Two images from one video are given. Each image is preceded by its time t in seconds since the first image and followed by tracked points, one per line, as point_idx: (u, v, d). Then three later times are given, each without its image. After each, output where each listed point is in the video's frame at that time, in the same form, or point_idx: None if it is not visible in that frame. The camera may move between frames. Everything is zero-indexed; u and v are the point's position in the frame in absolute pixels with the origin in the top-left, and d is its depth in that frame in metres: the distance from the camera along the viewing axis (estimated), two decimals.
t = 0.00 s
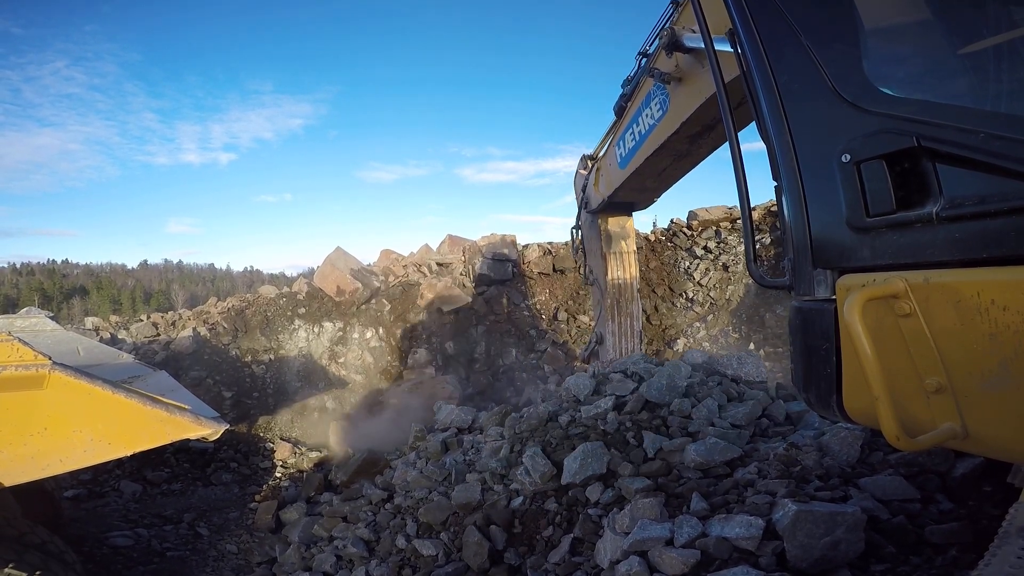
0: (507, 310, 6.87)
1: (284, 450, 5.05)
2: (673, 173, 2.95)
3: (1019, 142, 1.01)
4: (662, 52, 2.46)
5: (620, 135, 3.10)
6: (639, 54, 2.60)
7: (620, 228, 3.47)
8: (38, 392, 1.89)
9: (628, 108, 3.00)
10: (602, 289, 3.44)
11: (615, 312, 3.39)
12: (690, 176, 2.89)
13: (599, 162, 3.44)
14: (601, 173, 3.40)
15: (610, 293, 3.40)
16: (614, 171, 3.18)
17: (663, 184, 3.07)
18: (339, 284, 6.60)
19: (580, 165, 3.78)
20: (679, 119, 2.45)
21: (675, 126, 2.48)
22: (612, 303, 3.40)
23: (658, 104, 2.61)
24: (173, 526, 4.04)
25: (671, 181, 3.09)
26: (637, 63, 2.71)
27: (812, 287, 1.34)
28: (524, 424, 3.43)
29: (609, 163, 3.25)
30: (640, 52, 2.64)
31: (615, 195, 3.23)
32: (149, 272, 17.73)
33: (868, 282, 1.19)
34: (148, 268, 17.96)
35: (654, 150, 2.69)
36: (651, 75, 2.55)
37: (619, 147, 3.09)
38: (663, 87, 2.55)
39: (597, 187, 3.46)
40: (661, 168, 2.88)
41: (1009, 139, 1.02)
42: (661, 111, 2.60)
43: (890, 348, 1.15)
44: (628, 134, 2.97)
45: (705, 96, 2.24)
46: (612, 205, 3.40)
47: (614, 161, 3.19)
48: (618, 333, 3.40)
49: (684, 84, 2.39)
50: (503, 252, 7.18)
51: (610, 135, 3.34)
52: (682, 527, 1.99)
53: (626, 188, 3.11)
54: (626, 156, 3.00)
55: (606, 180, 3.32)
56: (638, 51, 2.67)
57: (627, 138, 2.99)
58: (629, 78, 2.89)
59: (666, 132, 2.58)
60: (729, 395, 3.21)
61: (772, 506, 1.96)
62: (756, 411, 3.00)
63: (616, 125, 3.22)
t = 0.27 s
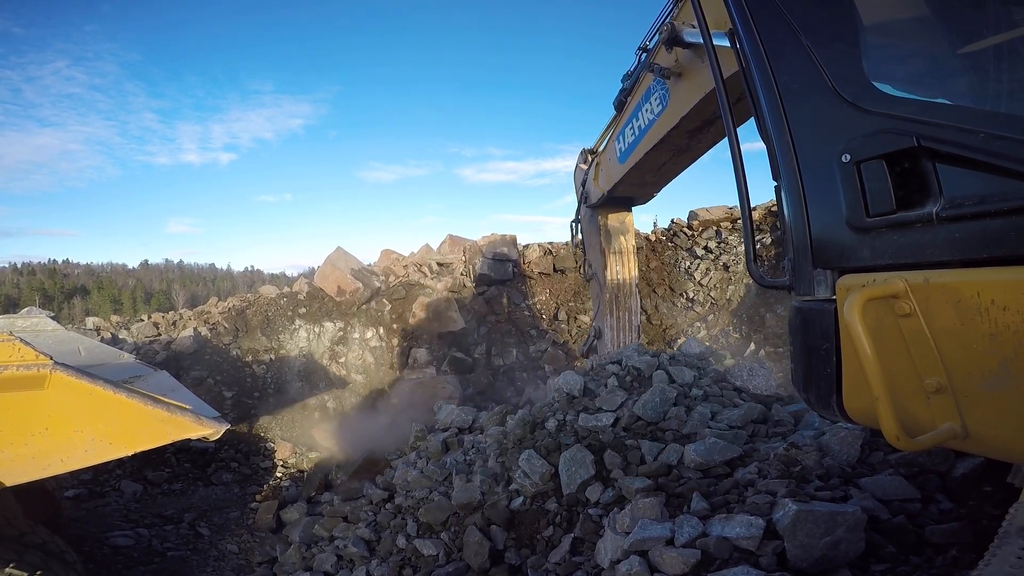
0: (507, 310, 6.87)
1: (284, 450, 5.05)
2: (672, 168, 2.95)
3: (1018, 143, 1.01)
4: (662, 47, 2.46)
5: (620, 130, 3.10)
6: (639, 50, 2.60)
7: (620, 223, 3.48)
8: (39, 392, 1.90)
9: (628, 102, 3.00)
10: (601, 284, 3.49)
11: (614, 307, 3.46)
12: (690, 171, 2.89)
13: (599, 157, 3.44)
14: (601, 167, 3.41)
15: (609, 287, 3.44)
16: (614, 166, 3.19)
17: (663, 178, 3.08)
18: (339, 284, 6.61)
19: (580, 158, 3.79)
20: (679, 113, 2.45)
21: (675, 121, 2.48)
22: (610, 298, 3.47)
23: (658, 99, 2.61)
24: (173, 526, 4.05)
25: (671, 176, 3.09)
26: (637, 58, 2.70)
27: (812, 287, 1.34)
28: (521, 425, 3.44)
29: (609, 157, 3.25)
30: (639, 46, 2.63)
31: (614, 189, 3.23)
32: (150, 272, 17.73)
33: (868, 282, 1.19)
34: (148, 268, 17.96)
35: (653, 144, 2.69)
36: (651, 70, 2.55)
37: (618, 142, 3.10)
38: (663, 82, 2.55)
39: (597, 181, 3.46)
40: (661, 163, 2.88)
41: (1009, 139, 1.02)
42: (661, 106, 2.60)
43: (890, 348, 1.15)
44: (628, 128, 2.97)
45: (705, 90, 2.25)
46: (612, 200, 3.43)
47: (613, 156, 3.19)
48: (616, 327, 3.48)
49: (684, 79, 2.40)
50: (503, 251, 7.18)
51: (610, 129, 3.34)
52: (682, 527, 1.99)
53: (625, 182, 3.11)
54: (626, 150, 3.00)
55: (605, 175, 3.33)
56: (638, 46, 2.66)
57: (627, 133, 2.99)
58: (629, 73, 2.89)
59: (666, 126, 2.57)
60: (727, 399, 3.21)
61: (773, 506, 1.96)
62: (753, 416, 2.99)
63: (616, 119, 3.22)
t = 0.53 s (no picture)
0: (507, 310, 6.87)
1: (284, 450, 5.05)
2: (672, 161, 2.99)
3: (1018, 142, 1.01)
4: (661, 39, 2.45)
5: (620, 122, 3.10)
6: (639, 42, 2.60)
7: (619, 215, 3.57)
8: (38, 392, 1.89)
9: (628, 95, 3.00)
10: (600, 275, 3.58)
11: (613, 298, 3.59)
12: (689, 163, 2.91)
13: (599, 149, 3.46)
14: (601, 159, 3.42)
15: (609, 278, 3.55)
16: (614, 157, 3.21)
17: (663, 171, 3.11)
18: (339, 284, 6.63)
19: (580, 149, 3.80)
20: (678, 106, 2.45)
21: (675, 113, 2.49)
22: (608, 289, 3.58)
23: (658, 92, 2.61)
24: (173, 526, 4.05)
25: (671, 168, 3.12)
26: (637, 51, 2.70)
27: (812, 287, 1.34)
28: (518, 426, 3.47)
29: (609, 150, 3.27)
30: (639, 39, 2.63)
31: (614, 180, 3.26)
32: (150, 272, 17.73)
33: (868, 282, 1.19)
34: (148, 268, 17.95)
35: (653, 137, 2.70)
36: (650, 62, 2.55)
37: (618, 135, 3.11)
38: (663, 75, 2.55)
39: (597, 173, 3.50)
40: (661, 155, 2.89)
41: (1009, 139, 1.02)
42: (661, 99, 2.60)
43: (889, 348, 1.15)
44: (628, 121, 2.98)
45: (703, 84, 2.26)
46: (611, 192, 3.50)
47: (613, 148, 3.20)
48: (614, 318, 3.61)
49: (684, 72, 2.39)
50: (502, 251, 7.18)
51: (610, 122, 3.35)
52: (682, 527, 1.99)
53: (625, 174, 3.13)
54: (626, 143, 3.01)
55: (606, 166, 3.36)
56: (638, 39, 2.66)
57: (627, 125, 2.99)
58: (629, 65, 2.89)
59: (666, 119, 2.58)
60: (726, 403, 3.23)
61: (772, 506, 1.96)
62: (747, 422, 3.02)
63: (616, 112, 3.23)
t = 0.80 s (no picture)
0: (506, 310, 6.87)
1: (284, 450, 5.04)
2: (671, 155, 3.00)
3: (1018, 142, 1.01)
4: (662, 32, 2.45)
5: (620, 115, 3.10)
6: (639, 35, 2.60)
7: (619, 207, 3.59)
8: (37, 392, 1.89)
9: (628, 87, 3.00)
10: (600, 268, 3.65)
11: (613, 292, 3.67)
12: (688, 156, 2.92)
13: (599, 141, 3.46)
14: (600, 152, 3.43)
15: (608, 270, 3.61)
16: (613, 150, 3.22)
17: (663, 164, 3.12)
18: (339, 284, 6.64)
19: (580, 142, 3.81)
20: (678, 99, 2.45)
21: (675, 106, 2.48)
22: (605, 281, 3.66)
23: (658, 84, 2.61)
24: (173, 526, 4.05)
25: (670, 161, 3.13)
26: (637, 44, 2.71)
27: (812, 287, 1.34)
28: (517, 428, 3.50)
29: (609, 142, 3.27)
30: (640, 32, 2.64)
31: (613, 173, 3.28)
32: (149, 272, 17.72)
33: (867, 282, 1.19)
34: (148, 268, 17.95)
35: (653, 129, 2.70)
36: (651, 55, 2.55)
37: (618, 127, 3.11)
38: (663, 68, 2.55)
39: (597, 166, 3.52)
40: (661, 147, 2.89)
41: (1009, 139, 1.02)
42: (661, 92, 2.60)
43: (891, 348, 1.15)
44: (628, 113, 2.98)
45: (703, 77, 2.26)
46: (612, 184, 3.52)
47: (613, 141, 3.21)
48: (612, 310, 3.71)
49: (684, 65, 2.39)
50: (502, 251, 7.18)
51: (610, 114, 3.36)
52: (682, 527, 1.99)
53: (625, 167, 3.15)
54: (626, 135, 3.01)
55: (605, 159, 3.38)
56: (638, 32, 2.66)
57: (627, 117, 3.00)
58: (629, 57, 2.89)
59: (665, 112, 2.58)
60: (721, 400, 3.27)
61: (772, 506, 1.96)
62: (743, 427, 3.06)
63: (616, 104, 3.23)
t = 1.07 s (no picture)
0: (507, 310, 6.87)
1: (284, 450, 5.05)
2: (671, 147, 3.00)
3: (1018, 143, 1.02)
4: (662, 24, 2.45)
5: (620, 107, 3.09)
6: (639, 28, 2.60)
7: (619, 200, 3.58)
8: (39, 392, 1.90)
9: (628, 79, 2.99)
10: (598, 259, 3.66)
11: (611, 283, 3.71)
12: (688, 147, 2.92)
13: (599, 133, 3.46)
14: (601, 144, 3.42)
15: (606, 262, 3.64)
16: (613, 141, 3.21)
17: (662, 155, 3.11)
18: (340, 284, 6.64)
19: (580, 132, 3.79)
20: (678, 91, 2.45)
21: (675, 98, 2.48)
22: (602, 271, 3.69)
23: (658, 76, 2.61)
24: (174, 526, 4.05)
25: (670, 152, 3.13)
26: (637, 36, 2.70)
27: (812, 287, 1.35)
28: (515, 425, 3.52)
29: (609, 134, 3.26)
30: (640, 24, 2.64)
31: (613, 164, 3.27)
32: (150, 272, 17.72)
33: (867, 282, 1.19)
34: (148, 268, 17.95)
35: (653, 121, 2.70)
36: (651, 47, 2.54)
37: (618, 119, 3.11)
38: (662, 60, 2.55)
39: (597, 157, 3.52)
40: (660, 139, 2.90)
41: (1009, 139, 1.03)
42: (661, 84, 2.59)
43: (890, 348, 1.16)
44: (628, 105, 2.98)
45: (702, 70, 2.26)
46: (612, 175, 3.51)
47: (613, 133, 3.21)
48: (610, 300, 3.75)
49: (684, 57, 2.39)
50: (503, 252, 7.18)
51: (610, 106, 3.36)
52: (682, 526, 1.99)
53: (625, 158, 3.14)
54: (625, 127, 3.01)
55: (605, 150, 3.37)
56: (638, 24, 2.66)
57: (627, 109, 2.99)
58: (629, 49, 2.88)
59: (665, 104, 2.59)
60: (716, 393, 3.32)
61: (773, 505, 1.96)
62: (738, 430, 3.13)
63: (616, 96, 3.23)
